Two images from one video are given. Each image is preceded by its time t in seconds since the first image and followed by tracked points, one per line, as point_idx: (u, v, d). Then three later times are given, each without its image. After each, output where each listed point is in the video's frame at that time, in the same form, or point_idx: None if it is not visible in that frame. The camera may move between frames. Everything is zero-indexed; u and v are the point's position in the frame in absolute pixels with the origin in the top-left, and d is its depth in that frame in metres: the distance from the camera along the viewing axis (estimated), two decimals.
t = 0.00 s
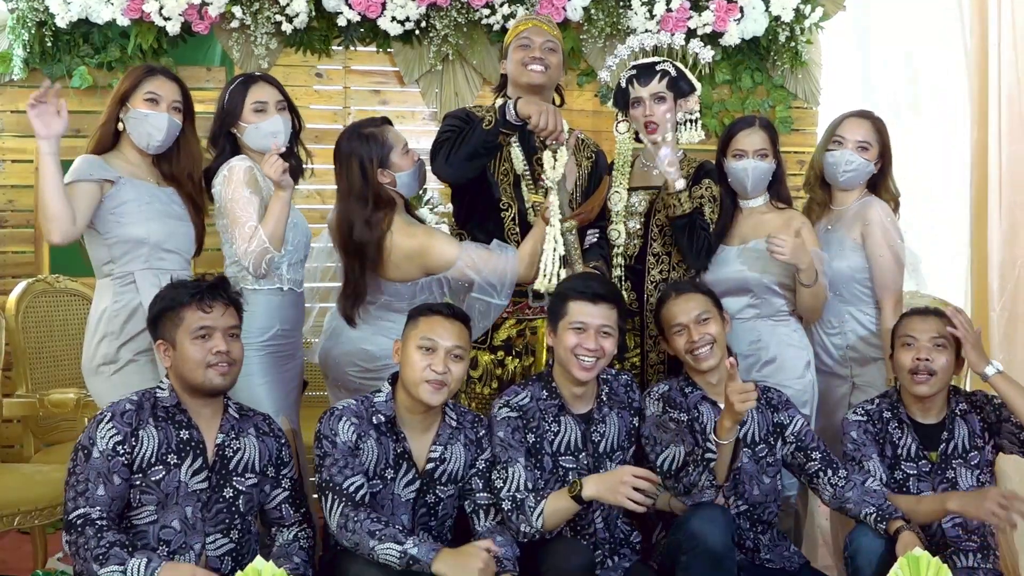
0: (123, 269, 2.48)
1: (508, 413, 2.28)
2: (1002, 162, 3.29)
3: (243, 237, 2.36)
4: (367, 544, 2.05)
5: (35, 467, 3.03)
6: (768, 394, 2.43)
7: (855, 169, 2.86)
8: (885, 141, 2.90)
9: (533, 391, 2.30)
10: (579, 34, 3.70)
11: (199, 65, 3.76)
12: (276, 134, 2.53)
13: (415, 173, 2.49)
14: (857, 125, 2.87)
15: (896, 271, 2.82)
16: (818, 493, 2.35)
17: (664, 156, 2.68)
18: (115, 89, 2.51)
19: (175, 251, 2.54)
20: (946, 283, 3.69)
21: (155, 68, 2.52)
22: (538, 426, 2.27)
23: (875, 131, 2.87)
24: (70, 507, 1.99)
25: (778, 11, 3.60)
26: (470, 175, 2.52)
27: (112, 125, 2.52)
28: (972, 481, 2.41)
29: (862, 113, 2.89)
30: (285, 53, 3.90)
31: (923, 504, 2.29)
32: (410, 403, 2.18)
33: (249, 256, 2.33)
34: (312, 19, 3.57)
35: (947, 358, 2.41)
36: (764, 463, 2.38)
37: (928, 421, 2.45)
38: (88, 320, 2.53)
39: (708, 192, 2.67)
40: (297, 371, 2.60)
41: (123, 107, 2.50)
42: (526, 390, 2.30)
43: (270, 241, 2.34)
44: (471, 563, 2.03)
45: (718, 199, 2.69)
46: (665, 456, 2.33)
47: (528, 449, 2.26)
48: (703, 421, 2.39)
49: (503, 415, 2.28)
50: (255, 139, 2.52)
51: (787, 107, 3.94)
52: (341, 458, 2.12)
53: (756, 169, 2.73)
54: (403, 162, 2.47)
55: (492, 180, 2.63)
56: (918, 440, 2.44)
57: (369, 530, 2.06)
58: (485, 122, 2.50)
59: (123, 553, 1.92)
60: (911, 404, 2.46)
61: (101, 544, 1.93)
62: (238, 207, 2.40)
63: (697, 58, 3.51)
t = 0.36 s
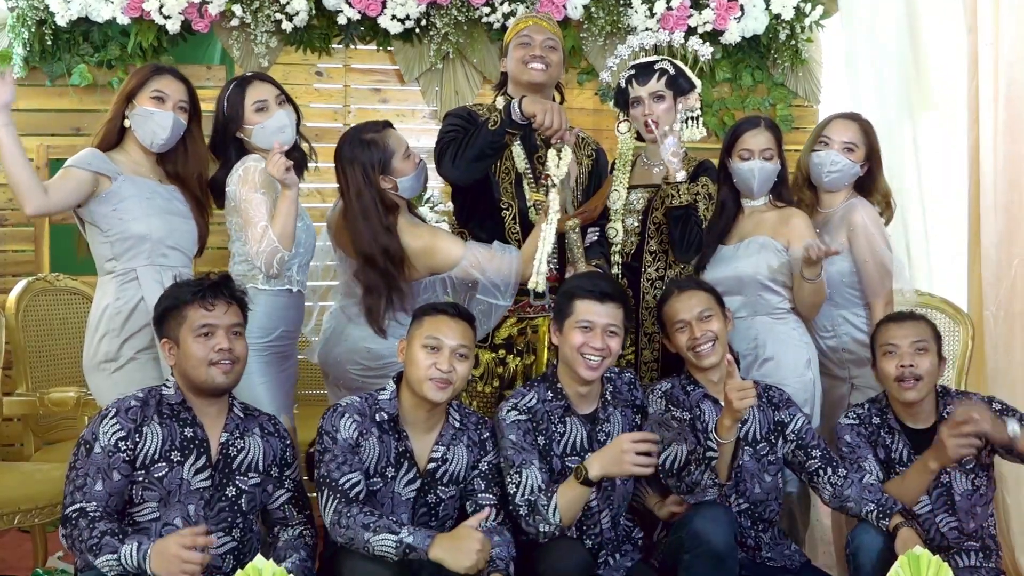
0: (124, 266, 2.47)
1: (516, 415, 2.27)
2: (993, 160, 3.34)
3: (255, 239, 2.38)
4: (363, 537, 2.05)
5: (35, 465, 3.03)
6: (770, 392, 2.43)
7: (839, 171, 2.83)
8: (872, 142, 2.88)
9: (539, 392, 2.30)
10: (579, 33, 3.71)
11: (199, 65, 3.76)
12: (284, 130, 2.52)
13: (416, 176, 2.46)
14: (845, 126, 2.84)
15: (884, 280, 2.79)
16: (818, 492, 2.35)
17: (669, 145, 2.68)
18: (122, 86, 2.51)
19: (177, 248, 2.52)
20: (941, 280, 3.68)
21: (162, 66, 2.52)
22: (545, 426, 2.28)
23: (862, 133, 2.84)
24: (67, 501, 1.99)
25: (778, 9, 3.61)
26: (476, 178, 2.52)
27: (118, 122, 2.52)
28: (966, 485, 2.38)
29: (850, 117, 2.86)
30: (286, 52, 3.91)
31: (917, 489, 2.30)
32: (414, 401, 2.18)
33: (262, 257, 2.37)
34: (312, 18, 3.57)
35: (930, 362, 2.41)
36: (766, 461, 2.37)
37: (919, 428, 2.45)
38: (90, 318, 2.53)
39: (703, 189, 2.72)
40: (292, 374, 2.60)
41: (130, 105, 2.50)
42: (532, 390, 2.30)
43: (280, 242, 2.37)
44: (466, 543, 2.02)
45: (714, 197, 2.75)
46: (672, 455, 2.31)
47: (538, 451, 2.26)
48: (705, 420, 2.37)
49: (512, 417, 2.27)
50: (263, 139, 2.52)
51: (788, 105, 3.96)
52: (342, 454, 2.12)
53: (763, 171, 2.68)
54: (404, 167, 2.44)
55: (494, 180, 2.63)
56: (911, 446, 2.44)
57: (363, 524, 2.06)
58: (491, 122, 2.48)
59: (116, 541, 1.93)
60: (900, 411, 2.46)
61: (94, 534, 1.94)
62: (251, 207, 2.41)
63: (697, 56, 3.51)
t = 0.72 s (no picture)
0: (131, 256, 2.46)
1: (521, 412, 2.26)
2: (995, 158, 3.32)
3: (269, 241, 2.38)
4: (362, 532, 2.04)
5: (35, 463, 3.03)
6: (770, 389, 2.44)
7: (828, 175, 2.78)
8: (864, 147, 2.82)
9: (542, 389, 2.30)
10: (579, 30, 3.71)
11: (200, 63, 3.81)
12: (287, 130, 2.49)
13: (412, 179, 2.42)
14: (835, 130, 2.79)
15: (872, 284, 2.74)
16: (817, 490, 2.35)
17: (669, 144, 2.68)
18: (131, 86, 2.51)
19: (183, 241, 2.52)
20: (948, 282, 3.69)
21: (170, 66, 2.51)
22: (548, 423, 2.27)
23: (854, 137, 2.79)
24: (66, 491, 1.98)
25: (779, 7, 3.60)
26: (477, 175, 2.51)
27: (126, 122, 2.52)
28: (961, 488, 2.37)
29: (839, 120, 2.81)
30: (286, 50, 3.90)
31: (904, 478, 2.29)
32: (416, 399, 2.18)
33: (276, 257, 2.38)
34: (312, 15, 3.57)
35: (909, 369, 2.39)
36: (767, 458, 2.37)
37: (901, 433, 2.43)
38: (92, 307, 2.52)
39: (703, 188, 2.69)
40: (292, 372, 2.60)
41: (138, 105, 2.50)
42: (535, 388, 2.29)
43: (292, 244, 2.38)
44: (465, 538, 2.00)
45: (712, 197, 2.71)
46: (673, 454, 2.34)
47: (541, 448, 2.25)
48: (706, 417, 2.37)
49: (516, 414, 2.26)
50: (267, 140, 2.49)
51: (787, 103, 3.96)
52: (344, 451, 2.12)
53: (768, 176, 2.67)
54: (401, 170, 2.41)
55: (495, 179, 2.63)
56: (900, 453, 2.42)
57: (362, 519, 2.05)
58: (494, 120, 2.47)
59: (107, 512, 1.93)
60: (883, 417, 2.44)
61: (87, 511, 1.93)
62: (263, 211, 2.41)
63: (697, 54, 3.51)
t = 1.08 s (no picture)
0: (137, 252, 2.45)
1: (520, 411, 2.25)
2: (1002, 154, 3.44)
3: (275, 244, 2.39)
4: (359, 529, 2.05)
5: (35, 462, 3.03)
6: (770, 388, 2.44)
7: (824, 175, 2.77)
8: (860, 147, 2.82)
9: (542, 388, 2.30)
10: (579, 29, 3.72)
11: (200, 61, 3.89)
12: (292, 131, 2.50)
13: (411, 178, 2.41)
14: (830, 130, 2.78)
15: (867, 285, 2.75)
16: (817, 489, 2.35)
17: (669, 143, 2.68)
18: (132, 87, 2.50)
19: (188, 238, 2.52)
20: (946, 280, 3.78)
21: (171, 66, 2.50)
22: (547, 422, 2.27)
23: (849, 137, 2.79)
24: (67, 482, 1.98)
25: (779, 5, 3.59)
26: (476, 173, 2.51)
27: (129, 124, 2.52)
28: (955, 491, 2.37)
29: (834, 121, 2.81)
30: (286, 49, 3.90)
31: (911, 480, 2.28)
32: (417, 398, 2.18)
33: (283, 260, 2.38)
34: (312, 14, 3.56)
35: (893, 375, 2.38)
36: (768, 458, 2.36)
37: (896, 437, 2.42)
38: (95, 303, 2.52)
39: (703, 186, 2.70)
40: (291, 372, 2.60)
41: (140, 106, 2.50)
42: (535, 387, 2.29)
43: (298, 245, 2.38)
44: (461, 536, 2.02)
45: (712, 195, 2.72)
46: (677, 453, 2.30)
47: (540, 447, 2.25)
48: (707, 417, 2.37)
49: (516, 412, 2.25)
50: (271, 141, 2.49)
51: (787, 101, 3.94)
52: (345, 449, 2.12)
53: (767, 176, 2.67)
54: (399, 172, 2.40)
55: (494, 177, 2.64)
56: (893, 458, 2.42)
57: (361, 517, 2.05)
58: (493, 119, 2.47)
59: (108, 498, 1.93)
60: (872, 422, 2.43)
61: (87, 498, 1.94)
62: (268, 214, 2.41)
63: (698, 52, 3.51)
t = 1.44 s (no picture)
0: (139, 251, 2.45)
1: (520, 407, 2.25)
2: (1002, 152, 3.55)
3: (274, 243, 2.38)
4: (358, 527, 2.05)
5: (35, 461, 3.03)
6: (769, 388, 2.44)
7: (820, 175, 2.77)
8: (856, 147, 2.80)
9: (541, 386, 2.30)
10: (579, 28, 3.74)
11: (199, 60, 3.89)
12: (293, 131, 2.50)
13: (408, 175, 2.41)
14: (826, 130, 2.77)
15: (865, 286, 2.75)
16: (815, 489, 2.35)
17: (669, 142, 2.69)
18: (132, 87, 2.50)
19: (191, 238, 2.52)
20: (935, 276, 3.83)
21: (170, 64, 2.50)
22: (546, 420, 2.27)
23: (846, 137, 2.78)
24: (69, 482, 1.98)
25: (779, 4, 3.60)
26: (475, 171, 2.51)
27: (129, 124, 2.51)
28: (949, 488, 2.38)
29: (832, 120, 2.80)
30: (285, 48, 3.91)
31: (909, 480, 2.29)
32: (419, 397, 2.18)
33: (282, 260, 2.38)
34: (311, 13, 3.56)
35: (883, 375, 2.38)
36: (767, 458, 2.37)
37: (889, 437, 2.43)
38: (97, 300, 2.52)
39: (703, 185, 2.70)
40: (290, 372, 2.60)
41: (140, 106, 2.50)
42: (534, 385, 2.29)
43: (298, 247, 2.38)
44: (459, 534, 2.01)
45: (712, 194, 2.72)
46: (673, 452, 2.33)
47: (538, 446, 2.25)
48: (706, 418, 2.38)
49: (515, 410, 2.25)
50: (273, 141, 2.49)
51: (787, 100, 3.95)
52: (345, 447, 2.12)
53: (761, 176, 2.67)
54: (397, 168, 2.40)
55: (493, 176, 2.64)
56: (888, 460, 2.42)
57: (360, 516, 2.05)
58: (491, 117, 2.47)
59: (111, 500, 1.93)
60: (864, 423, 2.44)
61: (90, 499, 1.93)
62: (269, 214, 2.41)
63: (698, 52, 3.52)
